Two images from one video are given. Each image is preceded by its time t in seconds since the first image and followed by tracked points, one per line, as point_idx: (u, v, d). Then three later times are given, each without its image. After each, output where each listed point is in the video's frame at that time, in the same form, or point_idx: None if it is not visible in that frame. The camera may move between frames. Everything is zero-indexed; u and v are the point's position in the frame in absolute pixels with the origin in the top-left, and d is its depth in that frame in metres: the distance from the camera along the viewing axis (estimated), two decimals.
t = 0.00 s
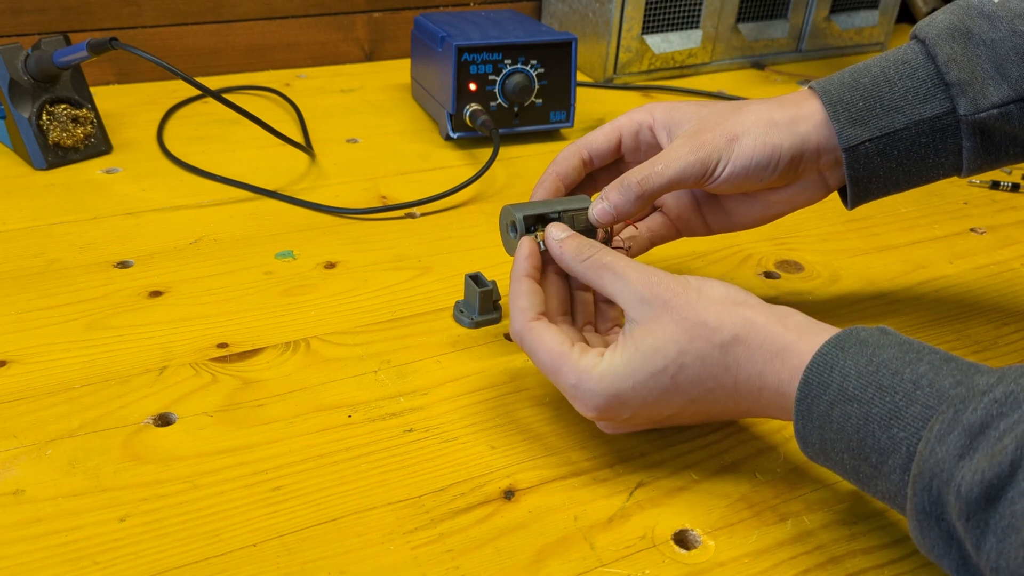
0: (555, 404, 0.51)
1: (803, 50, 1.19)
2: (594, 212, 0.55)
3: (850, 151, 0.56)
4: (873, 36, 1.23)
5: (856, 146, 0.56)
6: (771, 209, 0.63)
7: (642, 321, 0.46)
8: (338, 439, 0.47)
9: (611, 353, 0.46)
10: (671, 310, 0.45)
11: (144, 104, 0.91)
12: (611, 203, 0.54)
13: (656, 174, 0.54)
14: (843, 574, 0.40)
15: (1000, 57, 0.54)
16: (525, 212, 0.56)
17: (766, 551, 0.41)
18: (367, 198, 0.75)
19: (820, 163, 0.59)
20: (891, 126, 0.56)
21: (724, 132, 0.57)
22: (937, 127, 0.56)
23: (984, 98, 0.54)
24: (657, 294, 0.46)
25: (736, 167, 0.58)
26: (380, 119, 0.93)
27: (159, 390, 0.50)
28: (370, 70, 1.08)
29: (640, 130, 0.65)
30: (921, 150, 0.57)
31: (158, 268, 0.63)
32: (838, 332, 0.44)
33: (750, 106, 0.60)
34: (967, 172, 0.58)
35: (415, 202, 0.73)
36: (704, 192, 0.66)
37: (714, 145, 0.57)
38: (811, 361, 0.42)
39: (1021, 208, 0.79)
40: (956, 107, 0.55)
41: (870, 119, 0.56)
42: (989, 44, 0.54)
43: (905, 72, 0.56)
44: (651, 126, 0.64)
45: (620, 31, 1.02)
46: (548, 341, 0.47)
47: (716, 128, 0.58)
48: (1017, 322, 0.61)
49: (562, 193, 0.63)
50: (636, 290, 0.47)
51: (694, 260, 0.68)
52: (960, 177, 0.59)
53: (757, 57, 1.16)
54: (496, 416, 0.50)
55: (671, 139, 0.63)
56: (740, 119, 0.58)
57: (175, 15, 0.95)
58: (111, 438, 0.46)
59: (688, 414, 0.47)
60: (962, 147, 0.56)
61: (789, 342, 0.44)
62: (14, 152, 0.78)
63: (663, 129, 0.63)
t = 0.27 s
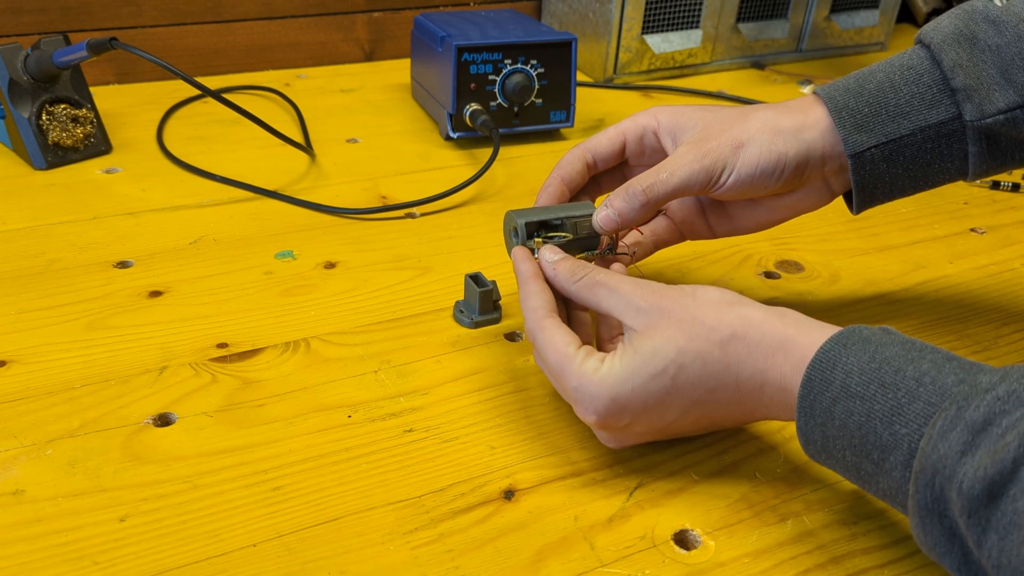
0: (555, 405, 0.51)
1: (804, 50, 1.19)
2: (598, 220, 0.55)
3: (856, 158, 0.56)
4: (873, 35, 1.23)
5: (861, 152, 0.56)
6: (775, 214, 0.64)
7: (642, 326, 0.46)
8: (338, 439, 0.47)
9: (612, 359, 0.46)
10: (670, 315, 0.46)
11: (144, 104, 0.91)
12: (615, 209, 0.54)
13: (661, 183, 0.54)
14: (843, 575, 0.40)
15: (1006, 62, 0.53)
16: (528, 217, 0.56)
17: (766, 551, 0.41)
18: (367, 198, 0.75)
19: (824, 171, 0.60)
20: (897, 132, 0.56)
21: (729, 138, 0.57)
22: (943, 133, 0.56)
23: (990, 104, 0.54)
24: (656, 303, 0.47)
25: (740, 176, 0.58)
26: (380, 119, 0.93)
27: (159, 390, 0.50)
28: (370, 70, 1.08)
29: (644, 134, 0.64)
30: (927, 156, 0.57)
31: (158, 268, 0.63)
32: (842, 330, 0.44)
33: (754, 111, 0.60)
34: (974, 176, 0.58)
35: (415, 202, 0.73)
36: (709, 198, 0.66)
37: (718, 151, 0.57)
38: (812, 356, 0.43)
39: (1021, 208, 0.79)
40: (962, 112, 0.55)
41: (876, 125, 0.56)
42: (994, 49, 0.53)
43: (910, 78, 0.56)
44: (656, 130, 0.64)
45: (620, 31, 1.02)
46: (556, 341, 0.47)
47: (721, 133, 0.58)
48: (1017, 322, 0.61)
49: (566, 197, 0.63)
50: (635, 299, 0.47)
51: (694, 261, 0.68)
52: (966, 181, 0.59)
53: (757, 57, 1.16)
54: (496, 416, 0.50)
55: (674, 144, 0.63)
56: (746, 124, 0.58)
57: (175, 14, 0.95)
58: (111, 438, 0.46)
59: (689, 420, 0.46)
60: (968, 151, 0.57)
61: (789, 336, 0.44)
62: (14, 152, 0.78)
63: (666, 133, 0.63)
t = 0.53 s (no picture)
0: (555, 405, 0.51)
1: (804, 50, 1.19)
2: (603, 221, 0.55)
3: (865, 160, 0.56)
4: (873, 35, 1.23)
5: (870, 155, 0.56)
6: (780, 215, 0.64)
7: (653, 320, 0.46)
8: (338, 439, 0.47)
9: (624, 355, 0.45)
10: (680, 307, 0.46)
11: (144, 104, 0.91)
12: (621, 212, 0.54)
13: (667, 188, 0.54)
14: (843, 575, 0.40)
15: (1014, 65, 0.53)
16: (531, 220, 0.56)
17: (766, 551, 0.41)
18: (367, 198, 0.75)
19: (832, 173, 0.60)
20: (905, 135, 0.56)
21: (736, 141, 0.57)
22: (951, 135, 0.56)
23: (999, 106, 0.54)
24: (666, 297, 0.47)
25: (747, 182, 0.58)
26: (380, 119, 0.93)
27: (159, 390, 0.50)
28: (370, 70, 1.08)
29: (651, 133, 0.64)
30: (935, 159, 0.57)
31: (158, 268, 0.63)
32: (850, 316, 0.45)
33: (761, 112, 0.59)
34: (982, 178, 0.58)
35: (415, 202, 0.73)
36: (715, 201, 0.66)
37: (726, 151, 0.57)
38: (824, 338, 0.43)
39: (1021, 208, 0.79)
40: (971, 115, 0.55)
41: (884, 128, 0.56)
42: (1003, 52, 0.53)
43: (918, 80, 0.56)
44: (661, 128, 0.64)
45: (620, 31, 1.02)
46: (563, 345, 0.47)
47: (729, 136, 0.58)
48: (1017, 322, 0.61)
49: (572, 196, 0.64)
50: (644, 295, 0.48)
51: (695, 261, 0.68)
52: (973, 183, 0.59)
53: (757, 57, 1.16)
54: (496, 416, 0.50)
55: (681, 145, 0.63)
56: (754, 126, 0.58)
57: (175, 14, 0.95)
58: (111, 438, 0.46)
59: (704, 415, 0.46)
60: (976, 154, 0.56)
61: (798, 319, 0.45)
62: (14, 152, 0.78)
63: (673, 133, 0.63)
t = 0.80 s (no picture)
0: (555, 405, 0.51)
1: (804, 50, 1.19)
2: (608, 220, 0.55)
3: (870, 166, 0.57)
4: (873, 35, 1.23)
5: (876, 160, 0.57)
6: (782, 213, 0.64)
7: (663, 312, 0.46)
8: (338, 439, 0.47)
9: (633, 346, 0.45)
10: (691, 299, 0.46)
11: (144, 104, 0.91)
12: (623, 216, 0.54)
13: (670, 199, 0.54)
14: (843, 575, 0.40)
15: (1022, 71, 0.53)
16: (536, 217, 0.56)
17: (766, 551, 0.41)
18: (367, 198, 0.75)
19: (837, 179, 0.60)
20: (911, 141, 0.56)
21: (741, 148, 0.57)
22: (957, 140, 0.56)
23: (1005, 113, 0.54)
24: (676, 289, 0.47)
25: (751, 191, 0.58)
26: (380, 119, 0.93)
27: (159, 390, 0.50)
28: (370, 70, 1.08)
29: (655, 123, 0.62)
30: (939, 163, 0.57)
31: (158, 268, 0.63)
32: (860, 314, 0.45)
33: (767, 113, 0.58)
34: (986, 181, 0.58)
35: (415, 202, 0.73)
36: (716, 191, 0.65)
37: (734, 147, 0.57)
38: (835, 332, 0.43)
39: (1021, 208, 0.79)
40: (977, 121, 0.55)
41: (891, 133, 0.56)
42: (1011, 58, 0.53)
43: (926, 84, 0.56)
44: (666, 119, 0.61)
45: (620, 31, 1.02)
46: (572, 335, 0.46)
47: (735, 139, 0.57)
48: (1017, 322, 0.61)
49: (573, 185, 0.64)
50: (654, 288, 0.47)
51: (695, 261, 0.68)
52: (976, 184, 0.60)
53: (757, 57, 1.16)
54: (496, 416, 0.50)
55: (683, 139, 0.61)
56: (761, 133, 0.57)
57: (175, 15, 0.95)
58: (111, 438, 0.46)
59: (710, 407, 0.46)
60: (981, 157, 0.57)
61: (808, 315, 0.45)
62: (14, 152, 0.78)
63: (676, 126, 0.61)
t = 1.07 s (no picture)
0: (555, 405, 0.51)
1: (803, 50, 1.19)
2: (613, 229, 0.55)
3: (877, 183, 0.58)
4: (873, 35, 1.23)
5: (883, 178, 0.58)
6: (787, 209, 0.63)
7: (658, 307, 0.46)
8: (338, 439, 0.47)
9: (628, 344, 0.45)
10: (684, 291, 0.46)
11: (144, 104, 0.91)
12: (629, 228, 0.54)
13: (677, 216, 0.55)
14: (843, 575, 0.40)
15: None
16: (541, 212, 0.55)
17: (766, 551, 0.41)
18: (367, 198, 0.75)
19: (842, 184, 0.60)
20: (919, 158, 0.57)
21: (749, 166, 0.57)
22: (964, 156, 0.58)
23: (1013, 131, 0.55)
24: (670, 281, 0.47)
25: (756, 210, 0.60)
26: (380, 119, 0.93)
27: (159, 390, 0.50)
28: (370, 69, 1.08)
29: (667, 125, 0.62)
30: (946, 179, 0.59)
31: (158, 268, 0.63)
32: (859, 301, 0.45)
33: (779, 126, 0.58)
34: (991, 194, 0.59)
35: (415, 202, 0.73)
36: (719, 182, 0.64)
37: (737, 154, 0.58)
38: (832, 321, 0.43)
39: (1020, 208, 0.79)
40: (985, 138, 0.57)
41: (899, 151, 0.57)
42: (1018, 75, 0.55)
43: (933, 102, 0.57)
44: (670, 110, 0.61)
45: (620, 31, 1.02)
46: (568, 340, 0.47)
47: (746, 156, 0.58)
48: (1017, 322, 0.61)
49: (580, 173, 0.62)
50: (648, 281, 0.47)
51: (695, 261, 0.68)
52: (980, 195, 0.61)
53: (757, 57, 1.16)
54: (496, 416, 0.50)
55: (693, 147, 0.61)
56: (772, 151, 0.57)
57: (175, 15, 0.95)
58: (111, 438, 0.46)
59: (711, 400, 0.46)
60: (987, 172, 0.58)
61: (804, 302, 0.45)
62: (14, 152, 0.78)
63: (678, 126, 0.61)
